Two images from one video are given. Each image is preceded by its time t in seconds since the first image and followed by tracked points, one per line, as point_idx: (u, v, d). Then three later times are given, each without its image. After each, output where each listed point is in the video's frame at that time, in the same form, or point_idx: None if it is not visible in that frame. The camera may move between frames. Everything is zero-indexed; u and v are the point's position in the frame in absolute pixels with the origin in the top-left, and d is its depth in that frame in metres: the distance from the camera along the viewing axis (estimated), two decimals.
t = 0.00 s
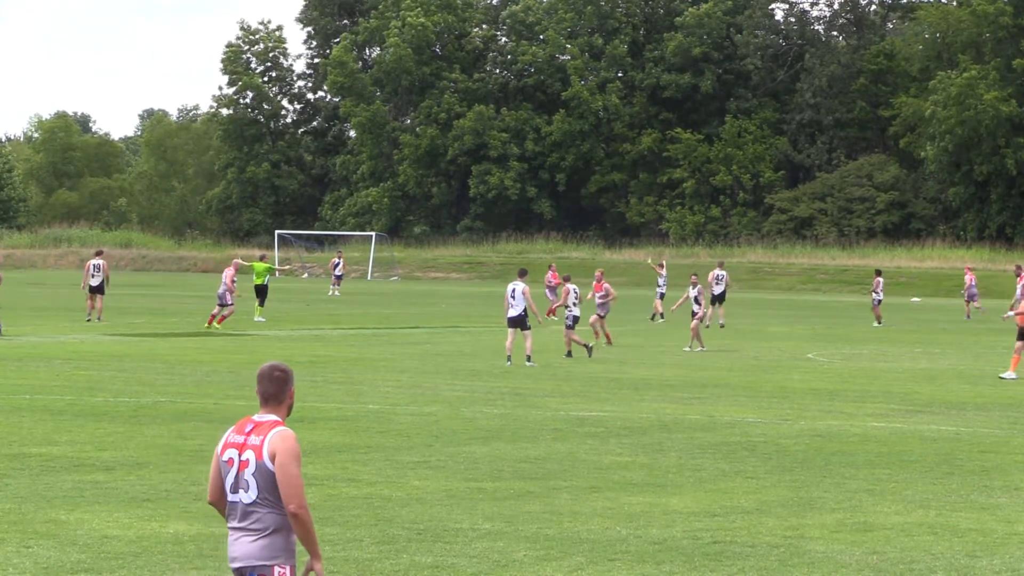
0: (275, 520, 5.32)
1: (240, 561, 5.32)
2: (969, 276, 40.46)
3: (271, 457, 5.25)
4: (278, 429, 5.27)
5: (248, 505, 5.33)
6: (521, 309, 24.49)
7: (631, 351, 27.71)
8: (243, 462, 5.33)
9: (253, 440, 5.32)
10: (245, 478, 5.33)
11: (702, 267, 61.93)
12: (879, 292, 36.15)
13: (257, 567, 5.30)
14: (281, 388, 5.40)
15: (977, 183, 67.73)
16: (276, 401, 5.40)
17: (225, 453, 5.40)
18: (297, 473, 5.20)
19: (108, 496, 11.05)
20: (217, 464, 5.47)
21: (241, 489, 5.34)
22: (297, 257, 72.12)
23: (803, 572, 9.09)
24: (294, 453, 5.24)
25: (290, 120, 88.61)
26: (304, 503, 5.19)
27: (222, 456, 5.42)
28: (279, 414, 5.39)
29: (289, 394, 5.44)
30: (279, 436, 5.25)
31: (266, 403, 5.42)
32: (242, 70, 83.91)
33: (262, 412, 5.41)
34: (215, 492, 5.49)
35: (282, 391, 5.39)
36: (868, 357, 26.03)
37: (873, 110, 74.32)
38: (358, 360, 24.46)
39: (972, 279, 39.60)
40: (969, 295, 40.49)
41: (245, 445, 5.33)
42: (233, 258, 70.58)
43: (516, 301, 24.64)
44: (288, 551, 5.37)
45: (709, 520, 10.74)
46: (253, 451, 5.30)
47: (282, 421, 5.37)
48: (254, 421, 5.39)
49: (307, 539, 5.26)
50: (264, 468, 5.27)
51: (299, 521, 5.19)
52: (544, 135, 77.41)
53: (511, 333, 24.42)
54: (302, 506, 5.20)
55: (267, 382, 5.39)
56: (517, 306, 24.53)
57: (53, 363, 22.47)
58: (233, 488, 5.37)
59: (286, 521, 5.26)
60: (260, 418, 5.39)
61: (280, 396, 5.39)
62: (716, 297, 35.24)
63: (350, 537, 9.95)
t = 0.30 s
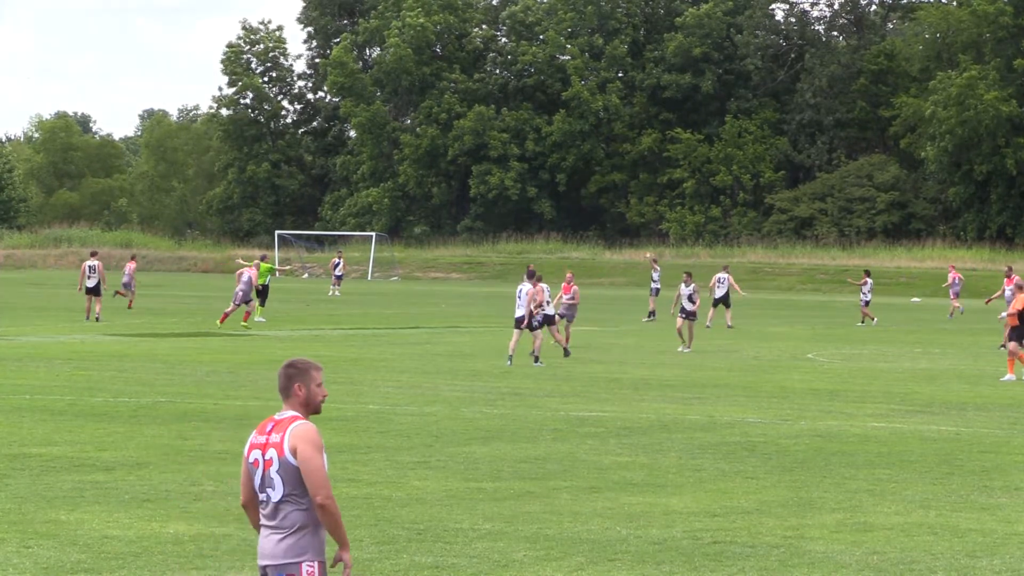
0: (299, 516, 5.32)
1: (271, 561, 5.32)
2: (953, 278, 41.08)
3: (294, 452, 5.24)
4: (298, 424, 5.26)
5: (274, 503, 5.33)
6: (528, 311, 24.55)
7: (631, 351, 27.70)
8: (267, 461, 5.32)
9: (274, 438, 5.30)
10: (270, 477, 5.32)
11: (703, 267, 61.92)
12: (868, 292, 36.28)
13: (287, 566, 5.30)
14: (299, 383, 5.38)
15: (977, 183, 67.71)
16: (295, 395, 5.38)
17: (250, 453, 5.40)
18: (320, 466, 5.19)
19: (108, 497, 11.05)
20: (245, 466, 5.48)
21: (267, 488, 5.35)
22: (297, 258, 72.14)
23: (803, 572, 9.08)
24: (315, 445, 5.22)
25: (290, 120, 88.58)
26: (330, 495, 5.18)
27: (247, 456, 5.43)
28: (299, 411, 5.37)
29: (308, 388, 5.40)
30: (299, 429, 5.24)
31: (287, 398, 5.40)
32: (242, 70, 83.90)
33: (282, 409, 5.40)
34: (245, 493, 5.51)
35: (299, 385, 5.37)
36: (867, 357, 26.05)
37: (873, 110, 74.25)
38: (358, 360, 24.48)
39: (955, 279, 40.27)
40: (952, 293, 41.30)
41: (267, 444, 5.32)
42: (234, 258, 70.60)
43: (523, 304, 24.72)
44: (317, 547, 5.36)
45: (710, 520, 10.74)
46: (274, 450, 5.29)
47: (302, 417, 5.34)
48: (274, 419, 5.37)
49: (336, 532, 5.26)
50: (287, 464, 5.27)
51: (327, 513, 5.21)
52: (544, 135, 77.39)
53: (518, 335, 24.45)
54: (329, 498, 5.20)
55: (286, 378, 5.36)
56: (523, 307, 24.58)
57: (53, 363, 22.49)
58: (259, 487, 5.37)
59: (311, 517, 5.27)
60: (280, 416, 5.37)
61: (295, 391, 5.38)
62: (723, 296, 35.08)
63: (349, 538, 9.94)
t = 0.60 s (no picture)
0: (311, 517, 5.30)
1: (285, 560, 5.33)
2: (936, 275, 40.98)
3: (303, 453, 5.24)
4: (311, 426, 5.25)
5: (290, 503, 5.32)
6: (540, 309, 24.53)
7: (631, 351, 27.68)
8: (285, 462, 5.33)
9: (289, 440, 5.31)
10: (283, 477, 5.33)
11: (703, 267, 61.87)
12: (857, 290, 36.41)
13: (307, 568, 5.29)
14: (315, 384, 5.36)
15: (976, 183, 67.69)
16: (311, 396, 5.37)
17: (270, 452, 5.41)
18: (331, 467, 5.17)
19: (107, 496, 11.04)
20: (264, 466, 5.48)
21: (283, 488, 5.35)
22: (296, 258, 72.13)
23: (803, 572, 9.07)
24: (327, 449, 5.20)
25: (290, 120, 88.57)
26: (338, 498, 5.17)
27: (265, 455, 5.45)
28: (315, 411, 5.36)
29: (329, 389, 5.40)
30: (311, 432, 5.22)
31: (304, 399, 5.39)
32: (242, 70, 83.97)
33: (300, 409, 5.40)
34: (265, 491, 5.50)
35: (320, 385, 5.37)
36: (867, 357, 26.02)
37: (873, 110, 74.18)
38: (358, 360, 24.47)
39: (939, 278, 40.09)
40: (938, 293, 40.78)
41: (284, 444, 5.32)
42: (234, 258, 70.57)
43: (538, 303, 24.64)
44: (334, 548, 5.34)
45: (709, 520, 10.74)
46: (287, 450, 5.30)
47: (319, 418, 5.33)
48: (290, 421, 5.37)
49: (346, 534, 5.23)
50: (301, 466, 5.26)
51: (331, 515, 5.17)
52: (544, 135, 77.36)
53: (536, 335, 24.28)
54: (334, 500, 5.17)
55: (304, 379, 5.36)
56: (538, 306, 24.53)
57: (53, 363, 22.47)
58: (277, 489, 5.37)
59: (321, 519, 5.24)
60: (296, 417, 5.37)
61: (313, 391, 5.37)
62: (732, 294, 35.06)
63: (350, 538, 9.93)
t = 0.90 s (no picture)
0: (331, 519, 5.30)
1: (304, 561, 5.29)
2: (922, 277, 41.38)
3: (326, 453, 5.24)
4: (333, 425, 5.26)
5: (309, 503, 5.30)
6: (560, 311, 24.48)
7: (630, 351, 27.68)
8: (302, 461, 5.31)
9: (308, 438, 5.30)
10: (303, 477, 5.31)
11: (703, 267, 61.85)
12: (847, 291, 36.51)
13: (325, 567, 5.27)
14: (335, 384, 5.39)
15: (976, 183, 67.66)
16: (331, 396, 5.39)
17: (284, 453, 5.38)
18: (353, 467, 5.18)
19: (107, 497, 11.05)
20: (277, 465, 5.45)
21: (301, 488, 5.33)
22: (296, 258, 72.15)
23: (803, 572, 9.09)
24: (349, 448, 5.21)
25: (289, 120, 88.52)
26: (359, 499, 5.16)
27: (280, 455, 5.42)
28: (334, 410, 5.38)
29: (345, 390, 5.43)
30: (333, 432, 5.23)
31: (321, 399, 5.41)
32: (241, 70, 83.99)
33: (317, 409, 5.41)
34: (277, 492, 5.47)
35: (337, 387, 5.38)
36: (867, 357, 26.02)
37: (872, 110, 74.17)
38: (357, 360, 24.47)
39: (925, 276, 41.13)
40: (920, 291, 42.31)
41: (302, 444, 5.32)
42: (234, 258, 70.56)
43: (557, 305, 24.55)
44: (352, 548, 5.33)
45: (709, 520, 10.74)
46: (307, 449, 5.30)
47: (337, 417, 5.36)
48: (308, 419, 5.38)
49: (365, 536, 5.22)
50: (322, 465, 5.25)
51: (350, 515, 5.16)
52: (543, 135, 77.35)
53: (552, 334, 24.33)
54: (352, 501, 5.17)
55: (322, 378, 5.38)
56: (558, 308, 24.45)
57: (52, 363, 22.48)
58: (294, 488, 5.35)
59: (341, 519, 5.24)
60: (315, 416, 5.37)
61: (332, 391, 5.38)
62: (747, 298, 34.96)
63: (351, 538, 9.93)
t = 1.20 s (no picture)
0: (354, 520, 5.31)
1: (319, 563, 5.25)
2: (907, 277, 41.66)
3: (352, 454, 5.26)
4: (355, 428, 5.30)
5: (326, 503, 5.27)
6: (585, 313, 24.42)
7: (630, 351, 27.66)
8: (319, 461, 5.28)
9: (331, 439, 5.30)
10: (323, 477, 5.28)
11: (703, 267, 61.82)
12: (838, 287, 36.58)
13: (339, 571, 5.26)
14: (347, 386, 5.39)
15: (975, 183, 67.65)
16: (343, 397, 5.39)
17: (296, 452, 5.33)
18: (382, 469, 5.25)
19: (105, 497, 11.03)
20: (287, 466, 5.38)
21: (317, 488, 5.29)
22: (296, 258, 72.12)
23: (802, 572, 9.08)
24: (374, 451, 5.27)
25: (289, 120, 88.50)
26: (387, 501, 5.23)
27: (291, 455, 5.35)
28: (348, 413, 5.40)
29: (354, 394, 5.44)
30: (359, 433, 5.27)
31: (334, 401, 5.40)
32: (241, 70, 84.00)
33: (331, 411, 5.40)
34: (283, 494, 5.39)
35: (348, 389, 5.39)
36: (867, 357, 26.00)
37: (872, 109, 74.16)
38: (357, 360, 24.46)
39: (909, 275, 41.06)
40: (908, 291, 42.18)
41: (319, 443, 5.30)
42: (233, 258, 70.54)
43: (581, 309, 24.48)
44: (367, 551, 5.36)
45: (708, 521, 10.73)
46: (330, 449, 5.28)
47: (355, 420, 5.38)
48: (324, 420, 5.37)
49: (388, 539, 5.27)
50: (346, 465, 5.26)
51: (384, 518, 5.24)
52: (543, 135, 77.32)
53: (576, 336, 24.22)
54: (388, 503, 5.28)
55: (335, 380, 5.37)
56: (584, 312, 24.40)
57: (52, 363, 22.46)
58: (306, 487, 5.29)
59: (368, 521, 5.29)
60: (331, 417, 5.37)
61: (351, 394, 5.40)
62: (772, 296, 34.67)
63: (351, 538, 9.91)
